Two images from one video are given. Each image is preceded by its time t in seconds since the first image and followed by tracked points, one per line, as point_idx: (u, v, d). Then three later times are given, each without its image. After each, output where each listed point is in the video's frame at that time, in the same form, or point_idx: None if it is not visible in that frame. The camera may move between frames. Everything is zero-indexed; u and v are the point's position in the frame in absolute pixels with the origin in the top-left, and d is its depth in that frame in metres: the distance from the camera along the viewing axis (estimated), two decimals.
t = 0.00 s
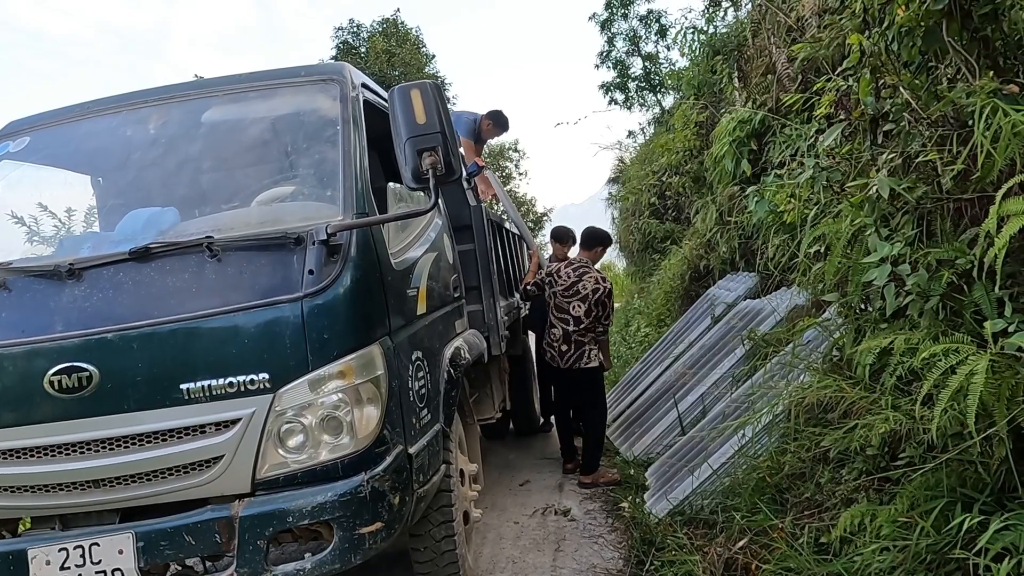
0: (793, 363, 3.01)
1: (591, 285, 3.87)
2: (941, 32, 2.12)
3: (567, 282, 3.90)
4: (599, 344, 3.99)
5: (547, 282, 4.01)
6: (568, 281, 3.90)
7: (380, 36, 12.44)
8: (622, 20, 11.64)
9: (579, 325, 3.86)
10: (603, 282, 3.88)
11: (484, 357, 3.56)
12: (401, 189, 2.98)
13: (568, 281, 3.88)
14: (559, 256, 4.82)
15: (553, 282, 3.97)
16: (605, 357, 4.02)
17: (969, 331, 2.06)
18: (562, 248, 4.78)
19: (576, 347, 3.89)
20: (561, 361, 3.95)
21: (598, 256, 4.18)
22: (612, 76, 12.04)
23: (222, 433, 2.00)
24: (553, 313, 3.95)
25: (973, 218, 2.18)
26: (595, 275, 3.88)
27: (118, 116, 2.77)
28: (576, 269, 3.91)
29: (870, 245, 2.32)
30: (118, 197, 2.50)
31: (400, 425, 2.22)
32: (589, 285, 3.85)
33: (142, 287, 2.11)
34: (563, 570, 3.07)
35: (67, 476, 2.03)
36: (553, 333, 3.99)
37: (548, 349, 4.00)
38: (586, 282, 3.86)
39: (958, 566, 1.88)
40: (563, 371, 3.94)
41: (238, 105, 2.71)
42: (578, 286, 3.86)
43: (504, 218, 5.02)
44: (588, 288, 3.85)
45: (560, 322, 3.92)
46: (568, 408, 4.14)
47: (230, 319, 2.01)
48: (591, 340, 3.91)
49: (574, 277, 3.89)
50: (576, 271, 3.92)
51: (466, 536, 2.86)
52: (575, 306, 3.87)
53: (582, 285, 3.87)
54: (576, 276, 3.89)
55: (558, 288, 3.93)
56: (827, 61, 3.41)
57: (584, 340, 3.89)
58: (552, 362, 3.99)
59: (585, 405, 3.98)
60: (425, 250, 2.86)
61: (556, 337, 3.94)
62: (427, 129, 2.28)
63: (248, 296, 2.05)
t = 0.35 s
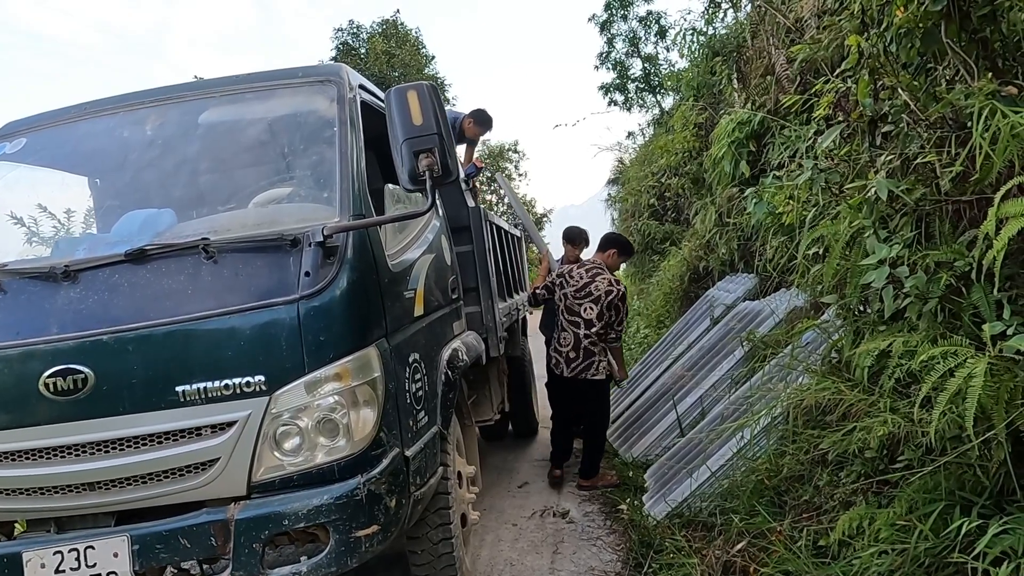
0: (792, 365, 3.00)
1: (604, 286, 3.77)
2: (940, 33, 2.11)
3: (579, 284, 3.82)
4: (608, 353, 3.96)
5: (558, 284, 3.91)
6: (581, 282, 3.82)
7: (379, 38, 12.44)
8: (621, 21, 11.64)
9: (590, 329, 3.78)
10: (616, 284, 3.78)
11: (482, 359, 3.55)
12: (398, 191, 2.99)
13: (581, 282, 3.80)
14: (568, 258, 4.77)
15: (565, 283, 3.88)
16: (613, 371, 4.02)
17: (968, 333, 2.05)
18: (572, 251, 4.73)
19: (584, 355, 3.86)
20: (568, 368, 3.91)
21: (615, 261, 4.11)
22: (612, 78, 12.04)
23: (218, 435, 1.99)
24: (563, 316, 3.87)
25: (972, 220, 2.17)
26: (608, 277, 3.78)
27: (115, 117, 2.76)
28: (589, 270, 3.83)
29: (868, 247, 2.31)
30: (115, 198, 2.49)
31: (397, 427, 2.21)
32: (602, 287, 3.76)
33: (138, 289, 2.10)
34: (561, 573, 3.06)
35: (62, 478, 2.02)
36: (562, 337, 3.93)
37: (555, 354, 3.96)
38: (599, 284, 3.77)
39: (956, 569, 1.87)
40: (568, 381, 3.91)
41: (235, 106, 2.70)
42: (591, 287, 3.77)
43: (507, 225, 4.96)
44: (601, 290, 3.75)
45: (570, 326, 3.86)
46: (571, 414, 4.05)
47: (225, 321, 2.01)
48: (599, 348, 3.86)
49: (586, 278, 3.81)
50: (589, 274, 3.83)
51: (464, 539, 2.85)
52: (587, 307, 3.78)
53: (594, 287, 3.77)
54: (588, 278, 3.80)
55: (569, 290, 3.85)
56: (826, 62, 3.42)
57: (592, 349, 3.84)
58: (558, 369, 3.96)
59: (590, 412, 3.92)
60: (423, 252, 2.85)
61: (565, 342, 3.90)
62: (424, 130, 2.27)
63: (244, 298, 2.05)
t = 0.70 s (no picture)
0: (791, 367, 3.00)
1: (605, 299, 3.47)
2: (941, 36, 2.11)
3: (580, 295, 3.50)
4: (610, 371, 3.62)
5: (556, 295, 3.57)
6: (580, 294, 3.51)
7: (380, 38, 12.44)
8: (622, 22, 11.65)
9: (592, 344, 3.45)
10: (619, 297, 3.49)
11: (482, 360, 3.55)
12: (399, 192, 2.99)
13: (581, 294, 3.49)
14: (574, 262, 4.70)
15: (563, 294, 3.56)
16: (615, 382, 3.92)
17: (968, 336, 2.05)
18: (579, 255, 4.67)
19: (587, 372, 3.49)
20: (566, 387, 3.53)
21: (617, 274, 3.94)
22: (613, 79, 12.04)
23: (217, 435, 1.99)
24: (564, 330, 3.50)
25: (973, 223, 2.16)
26: (610, 289, 3.51)
27: (115, 117, 2.76)
28: (590, 281, 3.53)
29: (869, 250, 2.30)
30: (115, 197, 2.49)
31: (396, 428, 2.21)
32: (604, 300, 3.45)
33: (137, 288, 2.10)
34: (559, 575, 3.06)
35: (61, 478, 2.02)
36: (560, 352, 3.55)
37: (551, 371, 3.57)
38: (601, 296, 3.47)
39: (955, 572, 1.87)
40: (569, 401, 3.54)
41: (236, 106, 2.70)
42: (593, 299, 3.46)
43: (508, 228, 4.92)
44: (603, 303, 3.45)
45: (569, 341, 3.50)
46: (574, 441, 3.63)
47: (224, 321, 2.00)
48: (602, 365, 3.51)
49: (587, 290, 3.50)
50: (592, 284, 3.52)
51: (463, 540, 2.85)
52: (587, 321, 3.45)
53: (596, 299, 3.47)
54: (590, 288, 3.50)
55: (570, 301, 3.51)
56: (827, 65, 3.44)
57: (595, 365, 3.49)
58: (555, 387, 3.58)
59: (586, 431, 3.61)
60: (423, 252, 2.85)
61: (563, 358, 3.52)
62: (424, 131, 2.26)
63: (243, 298, 2.04)
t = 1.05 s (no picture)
0: (792, 367, 3.01)
1: (624, 308, 3.23)
2: (944, 37, 2.12)
3: (596, 300, 3.27)
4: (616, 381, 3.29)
5: (570, 298, 3.35)
6: (597, 299, 3.28)
7: (382, 36, 12.43)
8: (624, 22, 11.64)
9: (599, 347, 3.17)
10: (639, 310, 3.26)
11: (484, 360, 3.56)
12: (403, 191, 3.00)
13: (598, 298, 3.27)
14: (579, 263, 5.06)
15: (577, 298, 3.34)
16: (623, 397, 3.85)
17: (970, 337, 2.06)
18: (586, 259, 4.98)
19: (589, 373, 3.19)
20: (562, 387, 3.23)
21: (634, 292, 3.65)
22: (615, 78, 12.05)
23: (221, 433, 1.99)
24: (569, 329, 3.25)
25: (975, 224, 2.17)
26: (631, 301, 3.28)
27: (120, 115, 2.77)
28: (610, 290, 3.32)
29: (871, 250, 2.30)
30: (119, 195, 2.50)
31: (399, 427, 2.22)
32: (623, 308, 3.22)
33: (142, 286, 2.11)
34: (560, 573, 3.07)
35: (66, 474, 2.02)
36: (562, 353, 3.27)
37: (548, 371, 3.29)
38: (619, 304, 3.24)
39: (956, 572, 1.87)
40: (563, 401, 3.23)
41: (240, 105, 2.70)
42: (610, 304, 3.24)
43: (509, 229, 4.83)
44: (621, 310, 3.21)
45: (574, 341, 3.22)
46: (575, 443, 3.40)
47: (229, 319, 2.01)
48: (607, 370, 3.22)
49: (605, 296, 3.28)
50: (610, 296, 3.30)
51: (465, 538, 2.85)
52: (599, 324, 3.19)
53: (613, 305, 3.24)
54: (609, 297, 3.29)
55: (584, 304, 3.28)
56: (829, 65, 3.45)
57: (598, 368, 3.19)
58: (550, 387, 3.28)
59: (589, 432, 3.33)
60: (426, 251, 2.86)
61: (564, 357, 3.25)
62: (427, 130, 2.27)
63: (247, 296, 2.05)
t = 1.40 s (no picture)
0: (796, 364, 3.01)
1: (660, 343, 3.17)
2: (950, 36, 2.12)
3: (633, 331, 3.17)
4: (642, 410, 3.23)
5: (605, 325, 3.22)
6: (633, 331, 3.18)
7: (385, 33, 12.42)
8: (628, 18, 11.62)
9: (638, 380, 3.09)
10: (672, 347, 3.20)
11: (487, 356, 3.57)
12: (408, 187, 3.01)
13: (636, 330, 3.17)
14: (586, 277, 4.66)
15: (609, 327, 3.22)
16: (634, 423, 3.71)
17: (975, 334, 2.06)
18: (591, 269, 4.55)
19: (624, 404, 3.11)
20: (596, 415, 3.12)
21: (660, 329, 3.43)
22: (618, 75, 12.03)
23: (227, 427, 2.01)
24: (606, 358, 3.12)
25: (980, 222, 2.18)
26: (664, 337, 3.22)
27: (125, 110, 2.78)
28: (644, 322, 3.24)
29: (876, 248, 2.30)
30: (126, 190, 2.51)
31: (405, 422, 2.23)
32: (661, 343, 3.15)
33: (149, 281, 2.12)
34: (563, 569, 3.08)
35: (73, 468, 2.04)
36: (594, 381, 3.16)
37: (579, 398, 3.16)
38: (656, 338, 3.17)
39: (959, 569, 1.88)
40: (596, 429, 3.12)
41: (245, 101, 2.71)
42: (648, 338, 3.15)
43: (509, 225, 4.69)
44: (658, 346, 3.14)
45: (612, 371, 3.11)
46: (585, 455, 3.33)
47: (235, 315, 2.02)
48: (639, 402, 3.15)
49: (642, 329, 3.19)
50: (645, 328, 3.22)
51: (468, 534, 2.87)
52: (639, 357, 3.10)
53: (651, 339, 3.15)
54: (644, 330, 3.20)
55: (620, 334, 3.17)
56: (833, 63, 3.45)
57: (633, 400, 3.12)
58: (582, 414, 3.15)
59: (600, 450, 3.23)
60: (431, 247, 2.87)
61: (597, 386, 3.14)
62: (434, 127, 2.28)
63: (254, 291, 2.06)
